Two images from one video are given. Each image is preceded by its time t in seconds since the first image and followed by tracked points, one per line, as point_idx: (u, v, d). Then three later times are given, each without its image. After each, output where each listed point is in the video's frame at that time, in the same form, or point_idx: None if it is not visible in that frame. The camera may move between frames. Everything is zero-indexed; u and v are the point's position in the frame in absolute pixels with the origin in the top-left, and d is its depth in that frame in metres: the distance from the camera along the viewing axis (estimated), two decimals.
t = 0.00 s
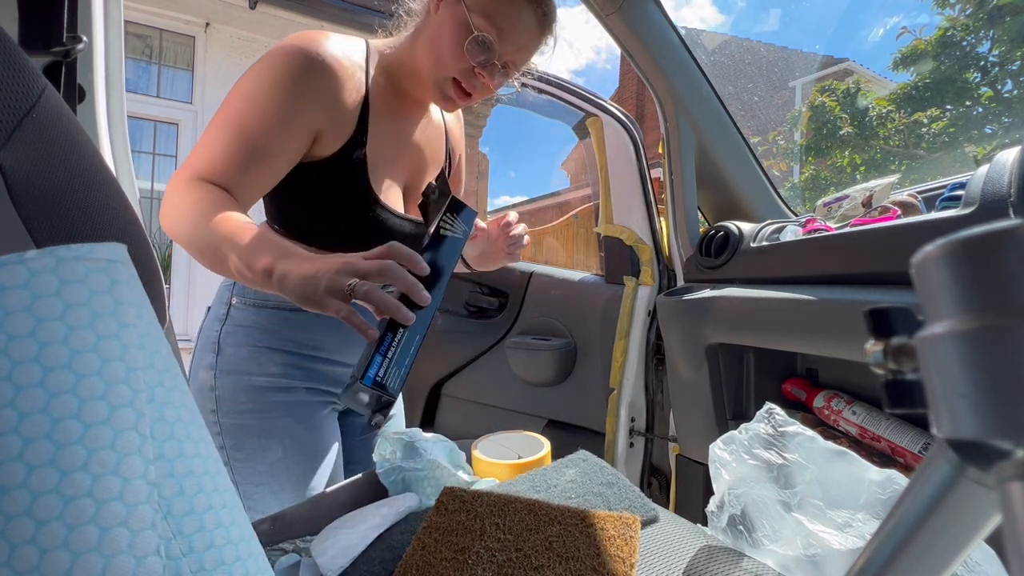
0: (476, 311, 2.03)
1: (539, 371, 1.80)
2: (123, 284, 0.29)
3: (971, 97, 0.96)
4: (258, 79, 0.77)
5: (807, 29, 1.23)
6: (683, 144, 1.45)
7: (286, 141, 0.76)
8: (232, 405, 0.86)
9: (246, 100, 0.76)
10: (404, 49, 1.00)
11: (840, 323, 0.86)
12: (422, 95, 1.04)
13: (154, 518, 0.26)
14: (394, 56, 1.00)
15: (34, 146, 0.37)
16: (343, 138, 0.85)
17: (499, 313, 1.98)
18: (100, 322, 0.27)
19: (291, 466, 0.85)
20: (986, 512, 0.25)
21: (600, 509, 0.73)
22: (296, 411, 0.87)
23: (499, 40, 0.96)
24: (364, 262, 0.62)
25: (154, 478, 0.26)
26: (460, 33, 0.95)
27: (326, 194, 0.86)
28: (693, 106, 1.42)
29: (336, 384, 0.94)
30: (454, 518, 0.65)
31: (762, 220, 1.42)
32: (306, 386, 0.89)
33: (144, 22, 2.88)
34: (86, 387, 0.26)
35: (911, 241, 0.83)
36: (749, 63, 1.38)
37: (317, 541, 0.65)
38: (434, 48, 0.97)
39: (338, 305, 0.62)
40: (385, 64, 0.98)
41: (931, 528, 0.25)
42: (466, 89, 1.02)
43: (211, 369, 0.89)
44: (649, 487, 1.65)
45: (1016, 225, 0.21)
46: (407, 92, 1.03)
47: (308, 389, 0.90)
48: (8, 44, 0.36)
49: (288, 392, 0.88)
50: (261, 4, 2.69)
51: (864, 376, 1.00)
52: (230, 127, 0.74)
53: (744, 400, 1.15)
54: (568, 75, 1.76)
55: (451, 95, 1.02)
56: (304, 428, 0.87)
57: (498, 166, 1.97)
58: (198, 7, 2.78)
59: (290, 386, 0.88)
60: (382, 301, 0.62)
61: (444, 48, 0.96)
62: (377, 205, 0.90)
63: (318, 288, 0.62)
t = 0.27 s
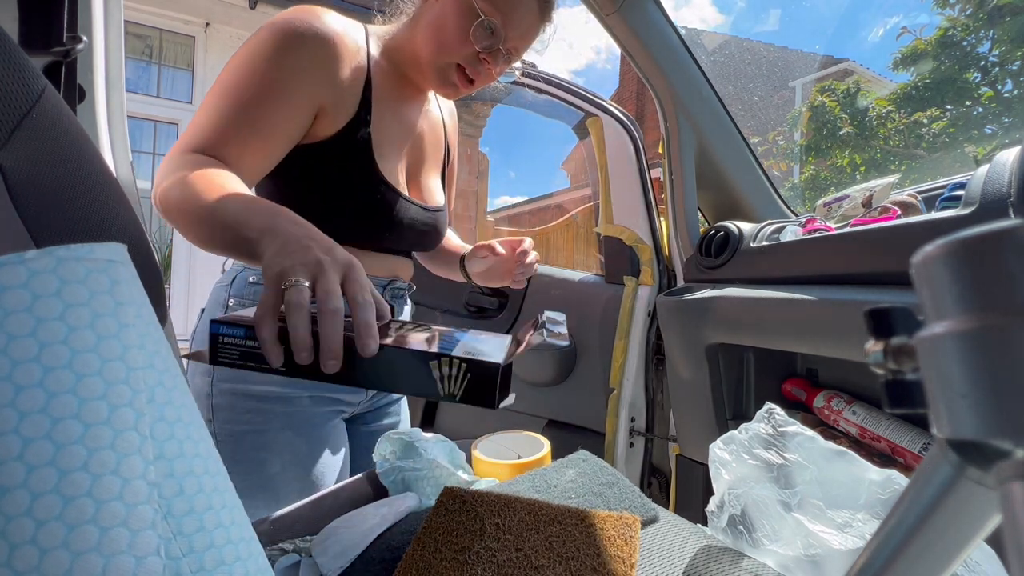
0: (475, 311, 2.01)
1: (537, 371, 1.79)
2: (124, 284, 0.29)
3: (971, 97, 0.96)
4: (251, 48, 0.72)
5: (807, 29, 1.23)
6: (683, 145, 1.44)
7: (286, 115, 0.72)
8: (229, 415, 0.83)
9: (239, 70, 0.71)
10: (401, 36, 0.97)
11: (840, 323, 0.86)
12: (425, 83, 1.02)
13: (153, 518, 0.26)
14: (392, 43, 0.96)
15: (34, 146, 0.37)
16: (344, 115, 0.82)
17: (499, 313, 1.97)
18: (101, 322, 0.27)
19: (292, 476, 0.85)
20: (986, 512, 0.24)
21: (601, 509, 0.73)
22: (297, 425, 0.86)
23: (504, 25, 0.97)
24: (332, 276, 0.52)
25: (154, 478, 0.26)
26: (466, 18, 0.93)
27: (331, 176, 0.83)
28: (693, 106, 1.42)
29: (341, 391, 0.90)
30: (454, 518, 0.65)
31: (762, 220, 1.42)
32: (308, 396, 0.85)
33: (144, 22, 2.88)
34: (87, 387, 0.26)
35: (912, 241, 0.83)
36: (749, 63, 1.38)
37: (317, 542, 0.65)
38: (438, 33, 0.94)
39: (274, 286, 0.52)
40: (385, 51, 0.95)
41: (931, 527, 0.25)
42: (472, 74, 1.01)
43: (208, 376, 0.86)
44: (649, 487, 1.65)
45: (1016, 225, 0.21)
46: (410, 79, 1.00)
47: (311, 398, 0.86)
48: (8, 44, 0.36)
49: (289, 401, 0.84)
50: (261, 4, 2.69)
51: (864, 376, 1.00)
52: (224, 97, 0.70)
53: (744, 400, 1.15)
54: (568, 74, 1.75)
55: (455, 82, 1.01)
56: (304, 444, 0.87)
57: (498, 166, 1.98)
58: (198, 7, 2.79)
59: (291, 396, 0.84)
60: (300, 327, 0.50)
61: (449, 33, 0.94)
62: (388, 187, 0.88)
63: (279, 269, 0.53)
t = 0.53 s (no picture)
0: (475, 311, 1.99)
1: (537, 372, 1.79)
2: (125, 284, 0.29)
3: (971, 97, 0.96)
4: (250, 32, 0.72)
5: (807, 29, 1.23)
6: (684, 145, 1.44)
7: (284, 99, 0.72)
8: (227, 422, 0.82)
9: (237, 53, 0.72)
10: (402, 32, 0.97)
11: (840, 323, 0.86)
12: (426, 83, 1.02)
13: (154, 518, 0.26)
14: (392, 38, 0.97)
15: (34, 146, 0.37)
16: (344, 103, 0.82)
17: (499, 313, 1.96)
18: (102, 322, 0.27)
19: (292, 489, 0.80)
20: (986, 513, 0.24)
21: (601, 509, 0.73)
22: (300, 434, 0.83)
23: (504, 24, 0.97)
24: (316, 272, 0.51)
25: (155, 478, 0.26)
26: (467, 17, 0.94)
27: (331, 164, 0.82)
28: (694, 106, 1.42)
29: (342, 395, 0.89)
30: (453, 518, 0.65)
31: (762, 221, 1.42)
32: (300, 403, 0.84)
33: (144, 22, 2.88)
34: (88, 387, 0.26)
35: (912, 241, 0.83)
36: (749, 63, 1.38)
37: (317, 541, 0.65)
38: (438, 30, 0.95)
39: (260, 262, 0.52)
40: (386, 48, 0.95)
41: (931, 527, 0.25)
42: (473, 73, 1.01)
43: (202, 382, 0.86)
44: (649, 487, 1.65)
45: (1016, 225, 0.21)
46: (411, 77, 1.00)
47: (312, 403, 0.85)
48: (8, 44, 0.36)
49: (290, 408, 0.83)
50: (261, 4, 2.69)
51: (864, 376, 1.00)
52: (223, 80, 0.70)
53: (744, 399, 1.16)
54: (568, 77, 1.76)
55: (453, 81, 1.01)
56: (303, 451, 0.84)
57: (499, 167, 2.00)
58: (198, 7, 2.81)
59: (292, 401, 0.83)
60: (276, 318, 0.49)
61: (449, 31, 0.94)
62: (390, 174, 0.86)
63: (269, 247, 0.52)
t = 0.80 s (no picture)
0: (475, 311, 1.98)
1: (537, 372, 1.78)
2: (126, 284, 0.29)
3: (971, 97, 0.96)
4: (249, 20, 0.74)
5: (807, 29, 1.23)
6: (684, 145, 1.44)
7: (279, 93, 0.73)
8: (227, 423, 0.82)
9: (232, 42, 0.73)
10: (402, 34, 0.98)
11: (840, 323, 0.86)
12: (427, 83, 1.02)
13: (154, 518, 0.26)
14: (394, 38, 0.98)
15: (34, 146, 0.37)
16: (343, 91, 0.81)
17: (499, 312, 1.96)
18: (102, 322, 0.27)
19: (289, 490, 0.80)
20: (986, 513, 0.24)
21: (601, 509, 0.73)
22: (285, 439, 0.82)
23: (504, 22, 0.97)
24: (311, 260, 0.52)
25: (155, 478, 0.26)
26: (467, 15, 0.94)
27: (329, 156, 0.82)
28: (694, 106, 1.42)
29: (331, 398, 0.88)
30: (453, 518, 0.65)
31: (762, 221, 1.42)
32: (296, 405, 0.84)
33: (144, 22, 2.87)
34: (88, 387, 0.26)
35: (912, 241, 0.83)
36: (749, 63, 1.38)
37: (317, 540, 0.65)
38: (438, 30, 0.95)
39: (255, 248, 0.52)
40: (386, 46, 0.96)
41: (931, 527, 0.25)
42: (473, 71, 1.01)
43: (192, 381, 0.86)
44: (649, 487, 1.65)
45: (1016, 225, 0.21)
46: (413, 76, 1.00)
47: (297, 407, 0.84)
48: (8, 44, 0.36)
49: (273, 411, 0.82)
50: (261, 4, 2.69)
51: (864, 376, 1.00)
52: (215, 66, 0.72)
53: (744, 399, 1.16)
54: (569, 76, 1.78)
55: (453, 79, 1.00)
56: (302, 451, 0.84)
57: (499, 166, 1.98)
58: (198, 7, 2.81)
59: (275, 405, 0.82)
60: (273, 299, 0.49)
61: (450, 30, 0.95)
62: (387, 165, 0.85)
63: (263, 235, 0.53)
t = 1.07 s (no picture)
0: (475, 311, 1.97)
1: (538, 372, 1.79)
2: (125, 284, 0.29)
3: (971, 97, 0.96)
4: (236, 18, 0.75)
5: (807, 29, 1.23)
6: (684, 145, 1.43)
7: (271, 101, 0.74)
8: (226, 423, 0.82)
9: (219, 43, 0.74)
10: (396, 29, 0.98)
11: (840, 323, 0.86)
12: (423, 77, 1.02)
13: (154, 518, 0.26)
14: (387, 32, 0.98)
15: (35, 146, 0.37)
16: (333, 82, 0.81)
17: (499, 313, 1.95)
18: (100, 321, 0.27)
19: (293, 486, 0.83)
20: (987, 513, 0.24)
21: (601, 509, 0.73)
22: (280, 441, 0.82)
23: (499, 15, 0.97)
24: (306, 268, 0.59)
25: (154, 478, 0.26)
26: (461, 9, 0.94)
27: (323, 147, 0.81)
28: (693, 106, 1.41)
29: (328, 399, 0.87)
30: (453, 518, 0.65)
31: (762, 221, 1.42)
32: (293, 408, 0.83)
33: (144, 22, 2.87)
34: (87, 387, 0.26)
35: (913, 241, 0.83)
36: (748, 63, 1.38)
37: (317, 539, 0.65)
38: (433, 24, 0.95)
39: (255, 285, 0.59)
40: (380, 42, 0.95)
41: (931, 527, 0.25)
42: (468, 63, 1.01)
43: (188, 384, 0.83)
44: (649, 487, 1.65)
45: (1016, 225, 0.21)
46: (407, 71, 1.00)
47: (293, 409, 0.83)
48: (8, 44, 0.36)
49: (268, 413, 0.81)
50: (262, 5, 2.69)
51: (864, 376, 1.00)
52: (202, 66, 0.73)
53: (744, 399, 1.16)
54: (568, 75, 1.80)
55: (447, 74, 1.01)
56: (302, 451, 0.84)
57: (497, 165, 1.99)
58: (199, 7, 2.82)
59: (271, 407, 0.81)
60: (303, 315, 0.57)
61: (444, 24, 0.94)
62: (378, 157, 0.84)
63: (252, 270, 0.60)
